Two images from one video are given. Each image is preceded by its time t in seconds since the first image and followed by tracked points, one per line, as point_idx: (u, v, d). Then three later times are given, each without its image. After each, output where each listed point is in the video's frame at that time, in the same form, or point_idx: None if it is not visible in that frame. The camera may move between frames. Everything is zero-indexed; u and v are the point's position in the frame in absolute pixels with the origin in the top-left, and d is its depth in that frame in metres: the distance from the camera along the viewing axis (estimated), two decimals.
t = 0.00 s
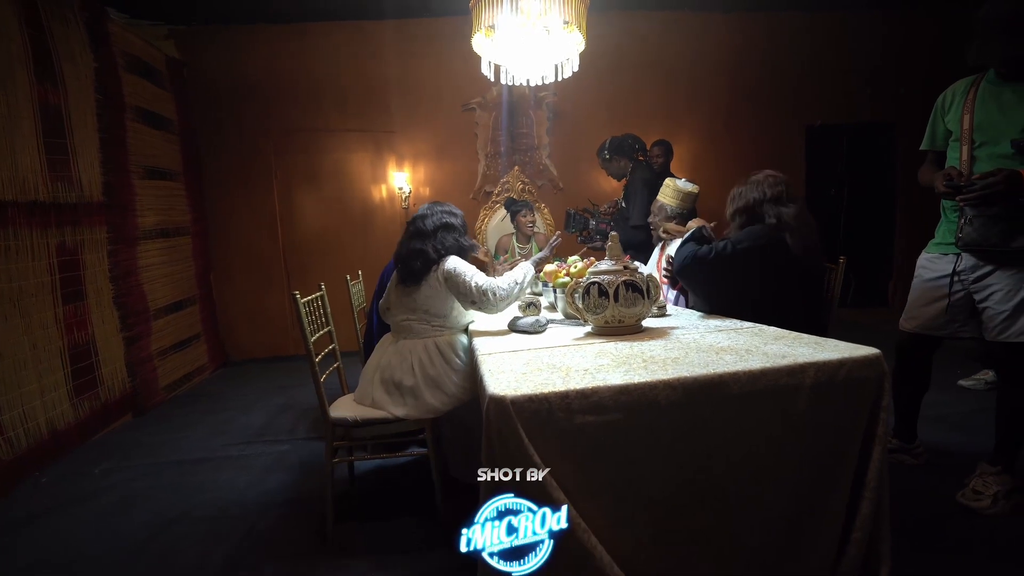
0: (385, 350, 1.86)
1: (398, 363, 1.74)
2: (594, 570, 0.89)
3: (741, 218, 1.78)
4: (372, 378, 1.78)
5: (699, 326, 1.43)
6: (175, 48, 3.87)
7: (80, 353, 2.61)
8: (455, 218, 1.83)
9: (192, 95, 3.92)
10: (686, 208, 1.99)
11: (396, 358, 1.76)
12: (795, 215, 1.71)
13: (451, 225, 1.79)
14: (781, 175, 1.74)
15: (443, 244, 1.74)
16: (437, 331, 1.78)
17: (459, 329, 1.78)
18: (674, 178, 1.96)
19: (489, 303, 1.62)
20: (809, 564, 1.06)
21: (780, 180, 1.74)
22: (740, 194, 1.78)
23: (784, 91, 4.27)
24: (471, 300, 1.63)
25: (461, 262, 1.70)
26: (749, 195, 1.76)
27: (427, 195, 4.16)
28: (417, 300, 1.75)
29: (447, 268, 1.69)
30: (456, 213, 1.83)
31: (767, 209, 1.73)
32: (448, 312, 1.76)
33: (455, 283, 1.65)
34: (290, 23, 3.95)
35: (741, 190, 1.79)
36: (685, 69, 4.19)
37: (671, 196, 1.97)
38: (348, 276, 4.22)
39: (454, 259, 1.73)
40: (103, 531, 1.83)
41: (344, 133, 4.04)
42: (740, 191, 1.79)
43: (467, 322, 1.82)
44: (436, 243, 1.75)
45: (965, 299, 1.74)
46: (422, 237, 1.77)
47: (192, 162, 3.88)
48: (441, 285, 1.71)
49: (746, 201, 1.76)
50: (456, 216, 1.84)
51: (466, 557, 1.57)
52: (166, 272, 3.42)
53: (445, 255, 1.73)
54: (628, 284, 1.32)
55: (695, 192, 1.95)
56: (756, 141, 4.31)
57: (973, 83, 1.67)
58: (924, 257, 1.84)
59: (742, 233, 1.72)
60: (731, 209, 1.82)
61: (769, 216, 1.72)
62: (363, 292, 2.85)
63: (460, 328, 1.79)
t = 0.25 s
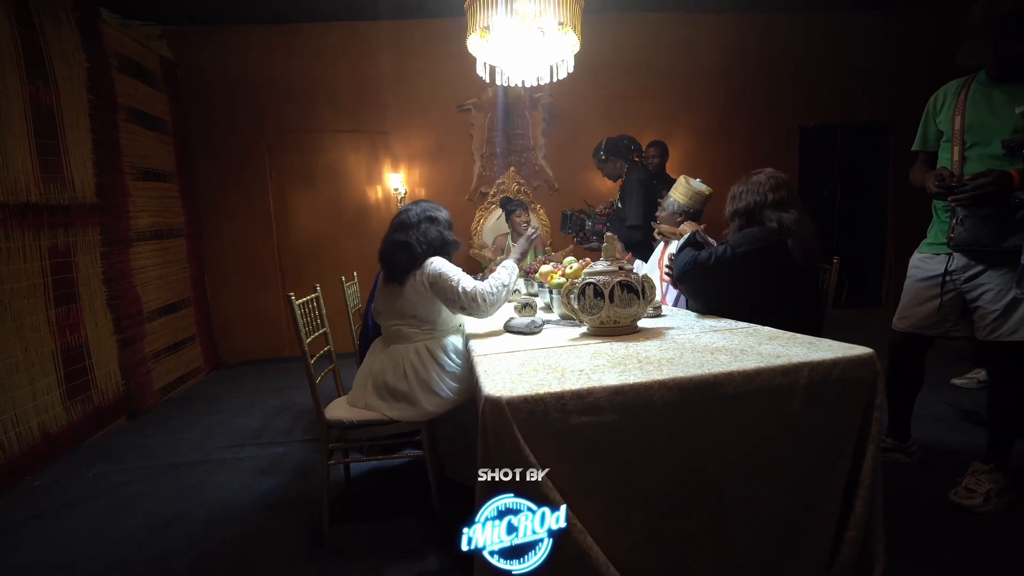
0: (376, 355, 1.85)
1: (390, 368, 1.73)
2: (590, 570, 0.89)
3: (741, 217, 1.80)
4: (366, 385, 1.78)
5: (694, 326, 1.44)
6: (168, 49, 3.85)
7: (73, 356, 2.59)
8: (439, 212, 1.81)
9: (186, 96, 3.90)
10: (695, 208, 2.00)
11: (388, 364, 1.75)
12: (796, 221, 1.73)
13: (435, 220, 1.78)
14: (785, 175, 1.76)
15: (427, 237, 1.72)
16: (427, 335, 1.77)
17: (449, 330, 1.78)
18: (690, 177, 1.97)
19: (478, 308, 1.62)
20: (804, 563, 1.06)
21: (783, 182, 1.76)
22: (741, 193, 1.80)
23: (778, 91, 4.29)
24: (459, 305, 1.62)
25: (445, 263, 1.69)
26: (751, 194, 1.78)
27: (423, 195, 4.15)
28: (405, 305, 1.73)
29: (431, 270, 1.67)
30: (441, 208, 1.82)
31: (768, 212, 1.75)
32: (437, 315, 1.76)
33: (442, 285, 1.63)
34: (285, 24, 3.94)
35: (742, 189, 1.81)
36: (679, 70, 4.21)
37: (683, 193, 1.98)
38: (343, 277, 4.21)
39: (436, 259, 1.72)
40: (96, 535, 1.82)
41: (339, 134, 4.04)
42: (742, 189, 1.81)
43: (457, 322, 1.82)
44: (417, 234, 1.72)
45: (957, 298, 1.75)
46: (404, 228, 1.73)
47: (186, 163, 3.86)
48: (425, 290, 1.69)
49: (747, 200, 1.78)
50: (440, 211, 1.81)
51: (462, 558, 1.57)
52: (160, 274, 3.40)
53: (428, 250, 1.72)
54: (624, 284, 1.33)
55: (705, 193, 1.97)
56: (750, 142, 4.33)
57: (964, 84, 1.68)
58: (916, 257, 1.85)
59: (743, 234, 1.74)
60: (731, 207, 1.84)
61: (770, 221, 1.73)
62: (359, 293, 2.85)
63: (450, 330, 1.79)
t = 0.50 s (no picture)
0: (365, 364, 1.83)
1: (380, 375, 1.71)
2: (587, 570, 0.89)
3: (741, 217, 1.83)
4: (356, 392, 1.76)
5: (691, 328, 1.44)
6: (165, 49, 3.84)
7: (68, 357, 2.58)
8: (423, 211, 1.80)
9: (183, 96, 3.90)
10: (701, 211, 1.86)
11: (378, 371, 1.73)
12: (796, 224, 1.77)
13: (420, 218, 1.77)
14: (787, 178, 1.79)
15: (409, 234, 1.71)
16: (417, 341, 1.76)
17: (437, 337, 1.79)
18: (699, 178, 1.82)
19: (475, 317, 1.61)
20: (800, 564, 1.06)
21: (784, 184, 1.80)
22: (743, 193, 1.83)
23: (775, 93, 4.31)
24: (456, 314, 1.61)
25: (430, 267, 1.68)
26: (752, 195, 1.82)
27: (420, 196, 4.15)
28: (393, 313, 1.71)
29: (416, 275, 1.66)
30: (425, 207, 1.80)
31: (768, 215, 1.78)
32: (425, 322, 1.74)
33: (432, 297, 1.63)
34: (282, 24, 3.93)
35: (743, 190, 1.84)
36: (677, 71, 4.22)
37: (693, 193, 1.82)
38: (340, 278, 4.20)
39: (419, 262, 1.71)
40: (92, 537, 1.81)
41: (336, 135, 4.03)
42: (743, 190, 1.84)
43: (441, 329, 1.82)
44: (399, 229, 1.70)
45: (951, 299, 1.76)
46: (387, 225, 1.71)
47: (182, 163, 3.85)
48: (411, 297, 1.67)
49: (748, 201, 1.81)
50: (424, 209, 1.81)
51: (459, 559, 1.57)
52: (155, 274, 3.39)
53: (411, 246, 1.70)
54: (620, 285, 1.33)
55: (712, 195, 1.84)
56: (747, 143, 4.34)
57: (959, 86, 1.69)
58: (912, 258, 1.86)
59: (743, 235, 1.76)
60: (732, 206, 1.87)
61: (770, 223, 1.77)
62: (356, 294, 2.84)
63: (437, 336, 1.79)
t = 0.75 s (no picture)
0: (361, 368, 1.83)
1: (375, 380, 1.71)
2: (584, 571, 0.89)
3: (739, 219, 1.84)
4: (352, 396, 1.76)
5: (689, 329, 1.44)
6: (163, 48, 3.83)
7: (64, 357, 2.57)
8: (417, 214, 1.77)
9: (181, 96, 3.89)
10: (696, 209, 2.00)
11: (374, 375, 1.73)
12: (792, 228, 1.78)
13: (413, 222, 1.73)
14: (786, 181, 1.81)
15: (401, 238, 1.68)
16: (413, 345, 1.75)
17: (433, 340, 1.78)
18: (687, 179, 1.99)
19: (479, 315, 1.66)
20: (797, 566, 1.07)
21: (784, 187, 1.81)
22: (742, 195, 1.83)
23: (773, 95, 4.32)
24: (461, 314, 1.64)
25: (428, 270, 1.67)
26: (749, 198, 1.82)
27: (418, 197, 4.15)
28: (389, 319, 1.70)
29: (417, 281, 1.63)
30: (418, 210, 1.78)
31: (764, 218, 1.78)
32: (420, 326, 1.73)
33: (435, 302, 1.62)
34: (281, 24, 3.93)
35: (741, 192, 1.85)
36: (675, 73, 4.23)
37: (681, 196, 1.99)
38: (338, 278, 4.20)
39: (414, 267, 1.68)
40: (88, 538, 1.81)
41: (335, 135, 4.03)
42: (741, 191, 1.84)
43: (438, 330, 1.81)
44: (391, 234, 1.67)
45: (948, 301, 1.76)
46: (379, 230, 1.69)
47: (180, 163, 3.84)
48: (413, 306, 1.66)
49: (746, 203, 1.82)
50: (418, 212, 1.78)
51: (456, 560, 1.57)
52: (152, 274, 3.38)
53: (401, 252, 1.67)
54: (618, 286, 1.33)
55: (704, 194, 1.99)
56: (745, 145, 4.35)
57: (955, 89, 1.70)
58: (908, 260, 1.87)
59: (737, 238, 1.78)
60: (730, 207, 1.87)
61: (766, 227, 1.77)
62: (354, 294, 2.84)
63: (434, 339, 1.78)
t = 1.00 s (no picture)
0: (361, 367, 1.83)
1: (376, 379, 1.71)
2: (584, 571, 0.89)
3: (731, 220, 1.84)
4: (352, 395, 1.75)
5: (688, 329, 1.44)
6: (162, 47, 3.83)
7: (64, 356, 2.57)
8: (421, 216, 1.75)
9: (181, 95, 3.89)
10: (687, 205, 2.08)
11: (374, 375, 1.72)
12: (786, 228, 1.78)
13: (418, 226, 1.72)
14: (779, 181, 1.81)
15: (408, 245, 1.68)
16: (414, 346, 1.76)
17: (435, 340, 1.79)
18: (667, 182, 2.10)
19: (487, 313, 1.65)
20: (796, 565, 1.07)
21: (776, 188, 1.81)
22: (735, 195, 1.83)
23: (773, 95, 4.32)
24: (468, 312, 1.63)
25: (436, 271, 1.68)
26: (742, 199, 1.82)
27: (418, 196, 4.15)
28: (391, 318, 1.71)
29: (425, 281, 1.64)
30: (422, 210, 1.75)
31: (757, 219, 1.78)
32: (425, 326, 1.75)
33: (444, 303, 1.62)
34: (280, 24, 3.93)
35: (734, 193, 1.84)
36: (675, 73, 4.23)
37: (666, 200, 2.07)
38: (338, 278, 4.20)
39: (420, 267, 1.70)
40: (87, 537, 1.81)
41: (334, 135, 4.03)
42: (734, 191, 1.84)
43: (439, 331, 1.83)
44: (397, 241, 1.67)
45: (947, 301, 1.77)
46: (385, 234, 1.67)
47: (180, 162, 3.84)
48: (421, 305, 1.66)
49: (738, 204, 1.82)
50: (422, 214, 1.76)
51: (456, 560, 1.57)
52: (152, 273, 3.37)
53: (408, 259, 1.68)
54: (618, 286, 1.33)
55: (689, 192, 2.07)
56: (745, 145, 4.36)
57: (955, 90, 1.70)
58: (908, 260, 1.87)
59: (728, 239, 1.79)
60: (724, 207, 1.87)
61: (759, 227, 1.77)
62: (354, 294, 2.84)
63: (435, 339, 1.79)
